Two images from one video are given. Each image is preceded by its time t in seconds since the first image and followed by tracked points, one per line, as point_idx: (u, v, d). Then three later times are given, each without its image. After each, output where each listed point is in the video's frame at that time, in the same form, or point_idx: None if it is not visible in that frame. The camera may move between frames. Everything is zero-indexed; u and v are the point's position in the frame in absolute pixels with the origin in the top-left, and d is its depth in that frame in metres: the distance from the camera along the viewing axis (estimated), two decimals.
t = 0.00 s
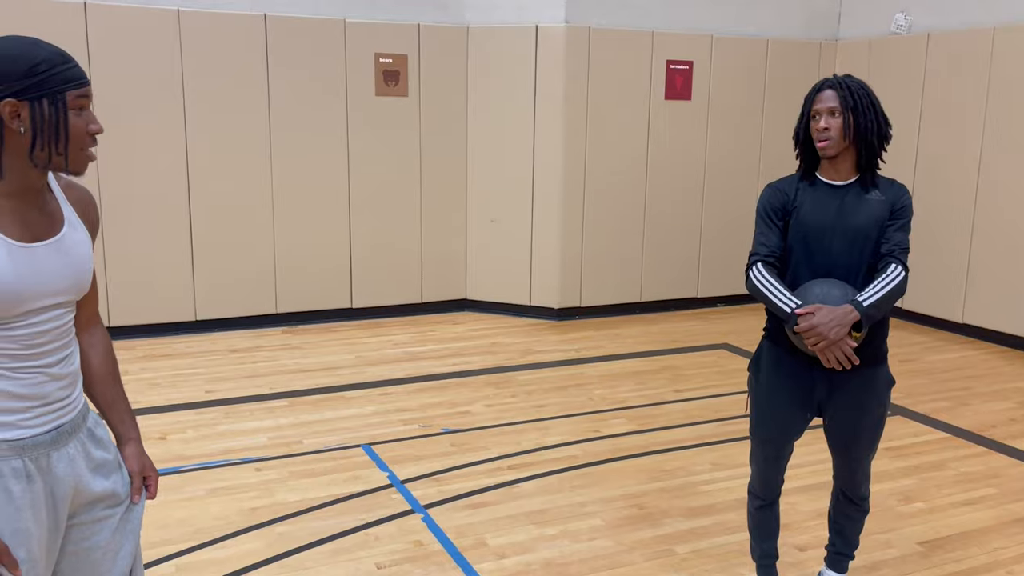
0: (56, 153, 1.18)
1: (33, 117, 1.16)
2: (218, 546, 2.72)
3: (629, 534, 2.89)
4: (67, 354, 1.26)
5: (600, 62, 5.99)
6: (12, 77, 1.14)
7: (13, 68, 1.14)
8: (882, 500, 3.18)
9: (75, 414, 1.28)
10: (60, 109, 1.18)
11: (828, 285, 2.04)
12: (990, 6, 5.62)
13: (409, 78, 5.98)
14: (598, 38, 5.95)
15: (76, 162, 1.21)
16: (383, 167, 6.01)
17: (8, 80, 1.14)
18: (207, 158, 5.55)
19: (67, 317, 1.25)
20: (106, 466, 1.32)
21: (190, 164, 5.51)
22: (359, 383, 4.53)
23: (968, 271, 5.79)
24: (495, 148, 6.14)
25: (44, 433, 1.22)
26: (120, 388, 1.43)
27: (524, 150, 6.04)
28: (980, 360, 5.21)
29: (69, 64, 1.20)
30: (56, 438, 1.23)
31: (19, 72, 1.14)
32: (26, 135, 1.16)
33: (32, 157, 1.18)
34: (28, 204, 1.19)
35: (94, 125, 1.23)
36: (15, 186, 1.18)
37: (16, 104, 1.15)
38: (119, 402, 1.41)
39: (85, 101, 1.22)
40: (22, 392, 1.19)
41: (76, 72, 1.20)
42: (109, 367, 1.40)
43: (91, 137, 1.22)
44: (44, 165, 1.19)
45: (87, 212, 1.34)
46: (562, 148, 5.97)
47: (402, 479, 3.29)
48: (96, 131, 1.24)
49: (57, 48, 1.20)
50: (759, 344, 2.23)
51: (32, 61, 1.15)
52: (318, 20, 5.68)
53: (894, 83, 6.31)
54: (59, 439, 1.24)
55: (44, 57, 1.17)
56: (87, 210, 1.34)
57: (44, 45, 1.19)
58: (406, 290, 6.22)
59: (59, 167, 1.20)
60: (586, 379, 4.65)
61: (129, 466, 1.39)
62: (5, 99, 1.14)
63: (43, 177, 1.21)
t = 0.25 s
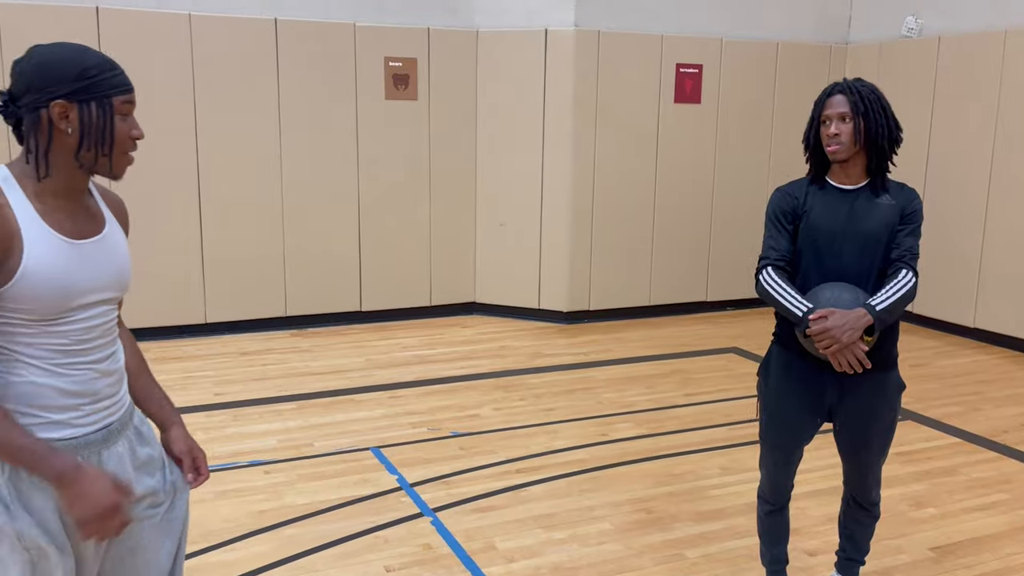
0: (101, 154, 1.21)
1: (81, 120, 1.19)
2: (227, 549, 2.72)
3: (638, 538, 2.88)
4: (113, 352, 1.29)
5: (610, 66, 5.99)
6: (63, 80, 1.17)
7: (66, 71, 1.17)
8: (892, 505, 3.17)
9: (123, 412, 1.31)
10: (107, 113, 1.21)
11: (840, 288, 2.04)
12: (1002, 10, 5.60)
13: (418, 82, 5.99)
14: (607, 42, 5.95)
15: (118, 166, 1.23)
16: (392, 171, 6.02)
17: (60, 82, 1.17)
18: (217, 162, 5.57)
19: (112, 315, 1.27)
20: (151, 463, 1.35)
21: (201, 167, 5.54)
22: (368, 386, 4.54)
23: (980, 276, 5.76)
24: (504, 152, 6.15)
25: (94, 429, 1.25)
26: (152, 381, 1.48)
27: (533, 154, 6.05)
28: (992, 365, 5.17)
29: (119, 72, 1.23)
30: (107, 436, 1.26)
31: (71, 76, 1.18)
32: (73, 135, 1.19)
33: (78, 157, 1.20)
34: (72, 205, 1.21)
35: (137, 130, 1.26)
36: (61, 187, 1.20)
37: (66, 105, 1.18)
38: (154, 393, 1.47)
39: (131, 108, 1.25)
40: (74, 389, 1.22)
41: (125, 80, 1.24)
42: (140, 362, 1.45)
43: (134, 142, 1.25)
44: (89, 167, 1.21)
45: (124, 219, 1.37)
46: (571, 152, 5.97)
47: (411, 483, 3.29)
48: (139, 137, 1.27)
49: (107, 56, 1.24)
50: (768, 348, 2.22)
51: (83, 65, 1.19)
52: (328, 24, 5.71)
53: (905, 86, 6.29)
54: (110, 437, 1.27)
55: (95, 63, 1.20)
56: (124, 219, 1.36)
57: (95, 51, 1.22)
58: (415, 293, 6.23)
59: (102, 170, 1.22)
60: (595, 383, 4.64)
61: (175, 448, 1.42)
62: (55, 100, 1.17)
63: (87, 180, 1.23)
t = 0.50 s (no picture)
0: (155, 161, 1.30)
1: (137, 129, 1.28)
2: (235, 552, 2.73)
3: (645, 543, 2.88)
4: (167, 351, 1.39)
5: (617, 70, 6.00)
6: (120, 90, 1.26)
7: (123, 82, 1.26)
8: (902, 511, 3.16)
9: (175, 408, 1.41)
10: (161, 122, 1.29)
11: (849, 294, 2.04)
12: (1011, 15, 5.59)
13: (426, 87, 6.01)
14: (615, 47, 5.96)
15: (170, 172, 1.32)
16: (400, 175, 6.04)
17: (117, 92, 1.26)
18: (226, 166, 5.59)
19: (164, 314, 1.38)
20: (202, 458, 1.44)
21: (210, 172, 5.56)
22: (377, 390, 4.55)
23: (989, 281, 5.74)
24: (511, 156, 6.16)
25: (152, 424, 1.34)
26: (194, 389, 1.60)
27: (541, 159, 6.06)
28: (1001, 370, 5.16)
29: (172, 81, 1.32)
30: (164, 429, 1.36)
31: (127, 86, 1.26)
32: (128, 143, 1.27)
33: (133, 163, 1.29)
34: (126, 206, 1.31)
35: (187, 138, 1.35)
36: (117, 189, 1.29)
37: (122, 114, 1.26)
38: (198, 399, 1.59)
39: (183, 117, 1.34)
40: (135, 385, 1.31)
41: (178, 89, 1.32)
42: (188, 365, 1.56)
43: (185, 149, 1.33)
44: (143, 172, 1.30)
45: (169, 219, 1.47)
46: (579, 156, 5.97)
47: (419, 486, 3.30)
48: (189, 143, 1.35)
49: (162, 66, 1.32)
50: (776, 353, 2.22)
51: (139, 77, 1.27)
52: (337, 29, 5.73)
53: (914, 91, 6.28)
54: (166, 431, 1.36)
55: (151, 75, 1.29)
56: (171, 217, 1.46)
57: (151, 62, 1.30)
58: (423, 297, 6.24)
59: (155, 176, 1.31)
60: (603, 387, 4.65)
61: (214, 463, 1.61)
62: (112, 108, 1.26)
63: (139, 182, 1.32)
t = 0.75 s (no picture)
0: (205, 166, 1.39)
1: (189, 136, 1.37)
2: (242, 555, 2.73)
3: (651, 547, 2.88)
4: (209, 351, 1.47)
5: (623, 74, 6.01)
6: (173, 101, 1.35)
7: (176, 94, 1.35)
8: (908, 516, 3.15)
9: (216, 406, 1.48)
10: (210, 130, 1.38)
11: (856, 301, 2.04)
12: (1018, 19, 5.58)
13: (432, 91, 6.03)
14: (621, 51, 5.97)
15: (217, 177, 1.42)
16: (405, 179, 6.05)
17: (171, 103, 1.35)
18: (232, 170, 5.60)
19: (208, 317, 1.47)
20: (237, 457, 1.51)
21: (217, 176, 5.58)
22: (382, 393, 4.56)
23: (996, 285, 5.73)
24: (517, 160, 6.17)
25: (199, 417, 1.41)
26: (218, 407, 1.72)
27: (546, 163, 6.07)
28: (1008, 375, 5.15)
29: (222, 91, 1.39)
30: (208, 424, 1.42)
31: (180, 98, 1.36)
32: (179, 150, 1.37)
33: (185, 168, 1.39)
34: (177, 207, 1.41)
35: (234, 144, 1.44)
36: (170, 192, 1.40)
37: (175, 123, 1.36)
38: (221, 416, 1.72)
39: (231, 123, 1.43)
40: (184, 380, 1.39)
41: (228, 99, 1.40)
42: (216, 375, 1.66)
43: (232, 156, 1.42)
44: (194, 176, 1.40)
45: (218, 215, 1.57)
46: (584, 160, 5.98)
47: (425, 490, 3.30)
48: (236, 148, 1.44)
49: (212, 76, 1.40)
50: (783, 358, 2.22)
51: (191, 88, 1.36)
52: (344, 34, 5.75)
53: (919, 95, 6.28)
54: (209, 426, 1.43)
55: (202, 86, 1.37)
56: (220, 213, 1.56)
57: (202, 73, 1.39)
58: (428, 301, 6.25)
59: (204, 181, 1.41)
60: (608, 392, 4.65)
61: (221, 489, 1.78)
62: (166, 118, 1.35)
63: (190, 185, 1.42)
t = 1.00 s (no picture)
0: (255, 170, 1.39)
1: (241, 140, 1.37)
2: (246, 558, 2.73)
3: (654, 551, 2.88)
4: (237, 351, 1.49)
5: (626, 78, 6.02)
6: (225, 103, 1.35)
7: (227, 97, 1.36)
8: (912, 520, 3.15)
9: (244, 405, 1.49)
10: (261, 134, 1.39)
11: (862, 304, 2.04)
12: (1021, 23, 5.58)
13: (436, 95, 6.04)
14: (624, 55, 5.98)
15: (267, 181, 1.42)
16: (409, 183, 6.06)
17: (223, 105, 1.36)
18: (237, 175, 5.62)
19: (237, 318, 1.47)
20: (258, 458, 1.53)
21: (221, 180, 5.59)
22: (386, 397, 4.56)
23: (1000, 290, 5.72)
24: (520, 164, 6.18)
25: (235, 416, 1.43)
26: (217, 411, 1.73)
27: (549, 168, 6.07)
28: (1012, 379, 5.13)
29: (269, 97, 1.41)
30: (241, 422, 1.44)
31: (231, 101, 1.36)
32: (232, 153, 1.37)
33: (237, 171, 1.39)
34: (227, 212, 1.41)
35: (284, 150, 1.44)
36: (221, 196, 1.39)
37: (227, 126, 1.36)
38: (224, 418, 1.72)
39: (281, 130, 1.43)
40: (224, 380, 1.40)
41: (275, 104, 1.41)
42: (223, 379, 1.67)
43: (281, 160, 1.42)
44: (245, 181, 1.40)
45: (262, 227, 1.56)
46: (587, 164, 5.99)
47: (428, 494, 3.30)
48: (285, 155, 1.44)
49: (261, 83, 1.41)
50: (787, 361, 2.22)
51: (241, 92, 1.37)
52: (348, 39, 5.77)
53: (923, 99, 6.28)
54: (241, 425, 1.44)
55: (252, 91, 1.38)
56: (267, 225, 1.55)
57: (252, 79, 1.40)
58: (432, 304, 6.26)
59: (255, 184, 1.41)
60: (611, 396, 4.65)
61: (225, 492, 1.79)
62: (219, 121, 1.36)
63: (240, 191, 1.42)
